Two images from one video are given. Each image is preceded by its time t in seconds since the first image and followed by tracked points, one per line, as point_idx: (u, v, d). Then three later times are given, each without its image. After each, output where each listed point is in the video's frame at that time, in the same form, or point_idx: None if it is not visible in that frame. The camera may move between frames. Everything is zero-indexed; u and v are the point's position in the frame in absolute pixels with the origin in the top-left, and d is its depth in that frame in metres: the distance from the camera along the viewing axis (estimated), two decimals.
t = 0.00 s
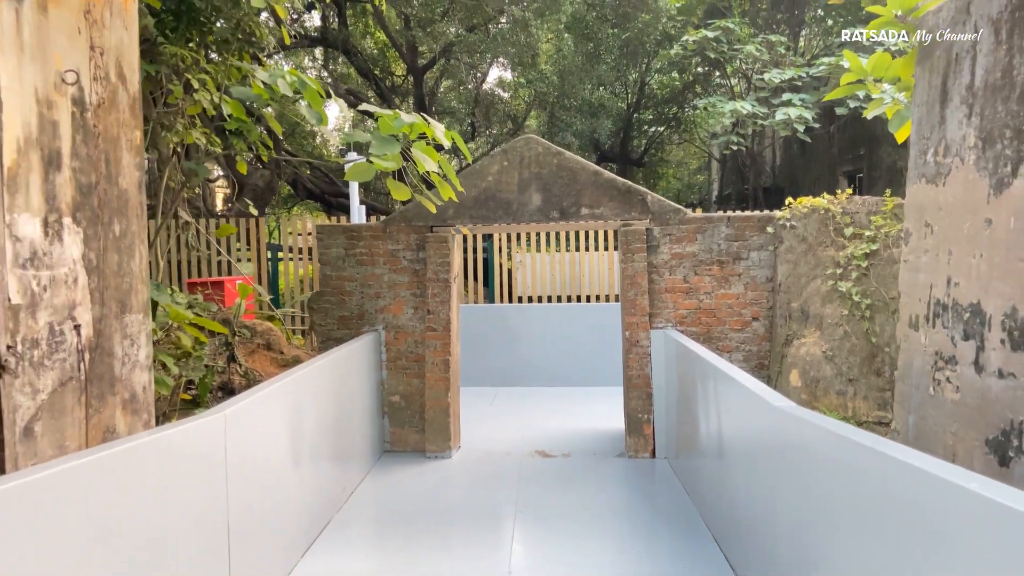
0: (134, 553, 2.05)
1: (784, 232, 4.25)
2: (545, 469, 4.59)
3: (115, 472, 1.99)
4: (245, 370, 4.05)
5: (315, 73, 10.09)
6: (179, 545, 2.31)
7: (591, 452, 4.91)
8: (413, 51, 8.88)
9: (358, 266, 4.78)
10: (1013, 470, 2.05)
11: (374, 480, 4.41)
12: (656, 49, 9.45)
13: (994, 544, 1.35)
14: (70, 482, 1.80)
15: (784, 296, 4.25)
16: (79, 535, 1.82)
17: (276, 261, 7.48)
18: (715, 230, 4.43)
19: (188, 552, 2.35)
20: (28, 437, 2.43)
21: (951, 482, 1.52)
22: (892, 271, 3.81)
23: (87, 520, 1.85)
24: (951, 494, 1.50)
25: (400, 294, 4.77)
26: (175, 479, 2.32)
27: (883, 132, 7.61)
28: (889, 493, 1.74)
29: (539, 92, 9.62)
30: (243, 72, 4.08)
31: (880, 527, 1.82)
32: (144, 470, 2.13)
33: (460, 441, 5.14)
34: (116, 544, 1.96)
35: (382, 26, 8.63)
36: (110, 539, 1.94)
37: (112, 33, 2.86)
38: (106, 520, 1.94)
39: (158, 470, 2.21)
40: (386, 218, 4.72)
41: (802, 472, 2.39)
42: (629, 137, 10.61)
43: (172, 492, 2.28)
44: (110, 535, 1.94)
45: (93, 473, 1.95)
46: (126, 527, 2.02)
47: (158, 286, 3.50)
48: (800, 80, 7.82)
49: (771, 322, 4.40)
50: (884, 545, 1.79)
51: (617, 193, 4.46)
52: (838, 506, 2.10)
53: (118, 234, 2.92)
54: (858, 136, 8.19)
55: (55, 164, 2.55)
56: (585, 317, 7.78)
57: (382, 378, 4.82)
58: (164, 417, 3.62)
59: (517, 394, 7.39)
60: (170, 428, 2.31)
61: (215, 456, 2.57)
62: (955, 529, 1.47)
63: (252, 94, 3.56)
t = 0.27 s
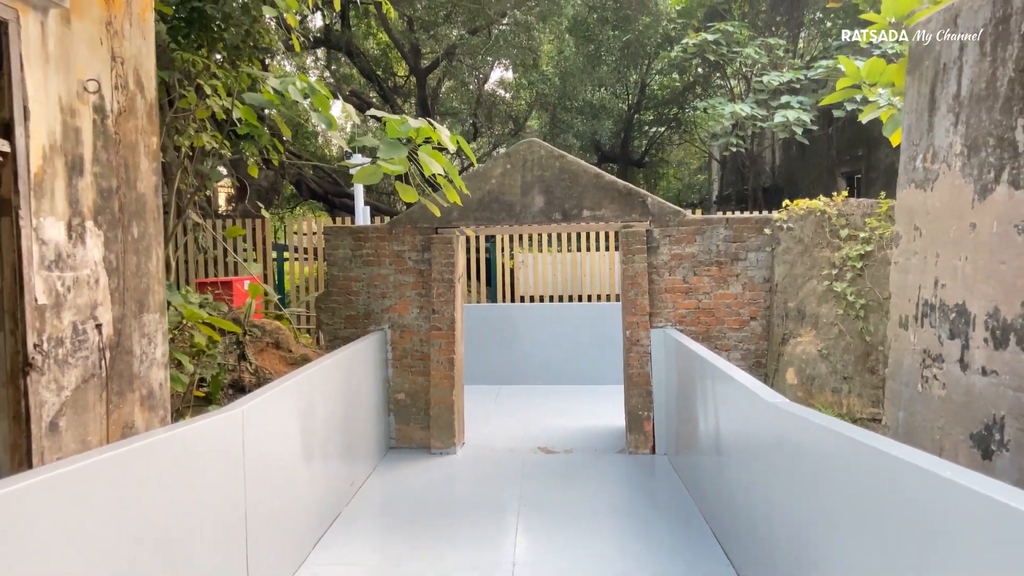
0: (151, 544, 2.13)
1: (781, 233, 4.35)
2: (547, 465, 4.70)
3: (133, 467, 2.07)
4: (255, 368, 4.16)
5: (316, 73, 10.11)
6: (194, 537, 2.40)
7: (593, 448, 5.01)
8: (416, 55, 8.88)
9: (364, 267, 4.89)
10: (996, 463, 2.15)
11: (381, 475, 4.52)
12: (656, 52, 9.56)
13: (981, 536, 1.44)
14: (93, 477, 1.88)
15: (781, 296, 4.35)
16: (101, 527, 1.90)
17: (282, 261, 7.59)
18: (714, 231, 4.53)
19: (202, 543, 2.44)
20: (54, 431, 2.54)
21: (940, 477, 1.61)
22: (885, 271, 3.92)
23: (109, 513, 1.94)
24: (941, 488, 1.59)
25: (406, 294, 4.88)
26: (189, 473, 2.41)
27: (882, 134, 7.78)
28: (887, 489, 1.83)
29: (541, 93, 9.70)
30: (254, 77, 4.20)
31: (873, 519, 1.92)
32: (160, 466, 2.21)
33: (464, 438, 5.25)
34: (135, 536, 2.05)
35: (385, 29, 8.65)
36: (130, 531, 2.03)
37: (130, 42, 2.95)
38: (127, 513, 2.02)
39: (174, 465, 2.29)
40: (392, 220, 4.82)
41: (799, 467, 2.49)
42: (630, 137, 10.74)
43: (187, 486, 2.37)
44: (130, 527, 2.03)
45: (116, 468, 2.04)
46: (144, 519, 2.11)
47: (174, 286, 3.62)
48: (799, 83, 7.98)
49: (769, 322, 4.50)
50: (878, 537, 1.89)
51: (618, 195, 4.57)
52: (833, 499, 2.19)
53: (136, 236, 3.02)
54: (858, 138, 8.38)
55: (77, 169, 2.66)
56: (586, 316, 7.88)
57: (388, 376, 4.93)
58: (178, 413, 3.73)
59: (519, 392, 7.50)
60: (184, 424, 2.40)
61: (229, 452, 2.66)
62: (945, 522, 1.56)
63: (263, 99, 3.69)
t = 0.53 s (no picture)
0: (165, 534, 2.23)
1: (775, 233, 4.46)
2: (547, 459, 4.81)
3: (147, 460, 2.16)
4: (263, 364, 4.28)
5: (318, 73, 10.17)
6: (205, 527, 2.49)
7: (591, 443, 5.13)
8: (418, 55, 8.99)
9: (368, 265, 5.01)
10: (973, 453, 2.26)
11: (385, 469, 4.63)
12: (654, 52, 9.69)
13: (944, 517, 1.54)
14: (109, 470, 1.97)
15: (775, 294, 4.46)
16: (117, 517, 1.99)
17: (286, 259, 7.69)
18: (710, 231, 4.64)
19: (212, 534, 2.53)
20: (75, 424, 2.65)
21: (915, 465, 1.70)
22: (876, 271, 4.03)
23: (125, 503, 2.03)
24: (910, 475, 1.69)
25: (409, 292, 4.99)
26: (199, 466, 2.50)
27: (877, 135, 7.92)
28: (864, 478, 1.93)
29: (541, 94, 9.79)
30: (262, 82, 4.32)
31: (854, 505, 2.03)
32: (172, 459, 2.30)
33: (466, 433, 5.36)
34: (149, 525, 2.14)
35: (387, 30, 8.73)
36: (144, 521, 2.12)
37: (145, 50, 3.06)
38: (142, 503, 2.11)
39: (186, 457, 2.39)
40: (395, 220, 4.94)
41: (786, 459, 2.59)
42: (629, 136, 10.86)
43: (198, 479, 2.46)
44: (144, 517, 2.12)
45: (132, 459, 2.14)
46: (158, 509, 2.20)
47: (187, 285, 3.75)
48: (795, 84, 8.12)
49: (763, 319, 4.61)
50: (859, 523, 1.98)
51: (617, 195, 4.68)
52: (817, 488, 2.30)
53: (151, 236, 3.13)
54: (855, 138, 8.53)
55: (96, 172, 2.77)
56: (586, 314, 7.99)
57: (392, 373, 5.04)
58: (189, 408, 3.85)
59: (520, 388, 7.61)
60: (195, 418, 2.49)
61: (239, 445, 2.76)
62: (919, 509, 1.66)
63: (272, 103, 3.83)
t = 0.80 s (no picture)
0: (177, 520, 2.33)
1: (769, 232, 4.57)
2: (546, 453, 4.93)
3: (160, 450, 2.26)
4: (269, 359, 4.40)
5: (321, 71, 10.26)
6: (215, 515, 2.60)
7: (589, 437, 5.25)
8: (420, 56, 9.11)
9: (371, 263, 5.13)
10: (950, 443, 2.38)
11: (387, 462, 4.75)
12: (654, 51, 9.80)
13: (911, 500, 1.64)
14: (125, 459, 2.07)
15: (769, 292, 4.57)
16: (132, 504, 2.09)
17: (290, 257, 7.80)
18: (705, 230, 4.75)
19: (221, 522, 2.64)
20: (92, 416, 2.76)
21: (887, 451, 1.81)
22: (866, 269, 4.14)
23: (140, 490, 2.13)
24: (883, 461, 1.78)
25: (411, 289, 5.11)
26: (209, 458, 2.61)
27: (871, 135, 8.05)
28: (843, 466, 2.03)
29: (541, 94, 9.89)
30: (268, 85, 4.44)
31: (834, 491, 2.14)
32: (183, 450, 2.41)
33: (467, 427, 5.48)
34: (162, 512, 2.25)
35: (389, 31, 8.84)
36: (157, 507, 2.23)
37: (157, 56, 3.18)
38: (155, 491, 2.22)
39: (196, 448, 2.49)
40: (398, 219, 5.06)
41: (773, 450, 2.69)
42: (629, 135, 10.97)
43: (208, 470, 2.56)
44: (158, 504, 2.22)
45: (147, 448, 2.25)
46: (170, 497, 2.30)
47: (197, 282, 3.87)
48: (792, 85, 8.25)
49: (757, 316, 4.73)
50: (838, 509, 2.09)
51: (614, 195, 4.79)
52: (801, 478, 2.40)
53: (163, 236, 3.25)
54: (850, 138, 8.67)
55: (112, 174, 2.89)
56: (585, 312, 8.11)
57: (394, 368, 5.16)
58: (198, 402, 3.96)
59: (520, 385, 7.72)
60: (204, 411, 2.59)
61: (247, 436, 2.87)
62: (891, 492, 1.77)
63: (278, 106, 4.00)
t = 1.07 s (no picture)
0: (191, 512, 2.42)
1: (765, 232, 4.69)
2: (547, 448, 5.04)
3: (175, 444, 2.35)
4: (277, 356, 4.52)
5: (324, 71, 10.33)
6: (228, 507, 2.69)
7: (589, 433, 5.36)
8: (422, 57, 9.21)
9: (376, 263, 5.24)
10: (934, 436, 2.48)
11: (392, 457, 4.86)
12: (654, 52, 9.90)
13: (898, 493, 1.72)
14: (141, 452, 2.16)
15: (765, 290, 4.68)
16: (147, 496, 2.18)
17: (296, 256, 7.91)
18: (703, 230, 4.86)
19: (233, 515, 2.73)
20: (110, 410, 2.87)
21: (867, 443, 1.91)
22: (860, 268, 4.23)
23: (155, 483, 2.22)
24: (869, 454, 1.88)
25: (415, 289, 5.22)
26: (221, 452, 2.70)
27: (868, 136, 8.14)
28: (832, 459, 2.13)
29: (542, 94, 9.99)
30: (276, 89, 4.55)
31: (820, 482, 2.24)
32: (197, 444, 2.49)
33: (469, 423, 5.59)
34: (176, 505, 2.33)
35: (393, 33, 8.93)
36: (171, 500, 2.31)
37: (171, 62, 3.28)
38: (169, 484, 2.31)
39: (209, 443, 2.58)
40: (402, 220, 5.17)
41: (766, 444, 2.79)
42: (629, 135, 11.08)
43: (220, 463, 2.65)
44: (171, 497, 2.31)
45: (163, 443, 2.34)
46: (185, 490, 2.40)
47: (208, 281, 3.99)
48: (790, 86, 8.36)
49: (753, 315, 4.84)
50: (827, 500, 2.18)
51: (614, 196, 4.90)
52: (792, 470, 2.50)
53: (176, 236, 3.36)
54: (848, 138, 8.75)
55: (129, 178, 2.99)
56: (586, 310, 8.22)
57: (399, 365, 5.27)
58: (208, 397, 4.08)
59: (521, 382, 7.83)
60: (216, 407, 2.68)
61: (258, 431, 2.97)
62: (873, 483, 1.87)
63: (286, 110, 4.16)
